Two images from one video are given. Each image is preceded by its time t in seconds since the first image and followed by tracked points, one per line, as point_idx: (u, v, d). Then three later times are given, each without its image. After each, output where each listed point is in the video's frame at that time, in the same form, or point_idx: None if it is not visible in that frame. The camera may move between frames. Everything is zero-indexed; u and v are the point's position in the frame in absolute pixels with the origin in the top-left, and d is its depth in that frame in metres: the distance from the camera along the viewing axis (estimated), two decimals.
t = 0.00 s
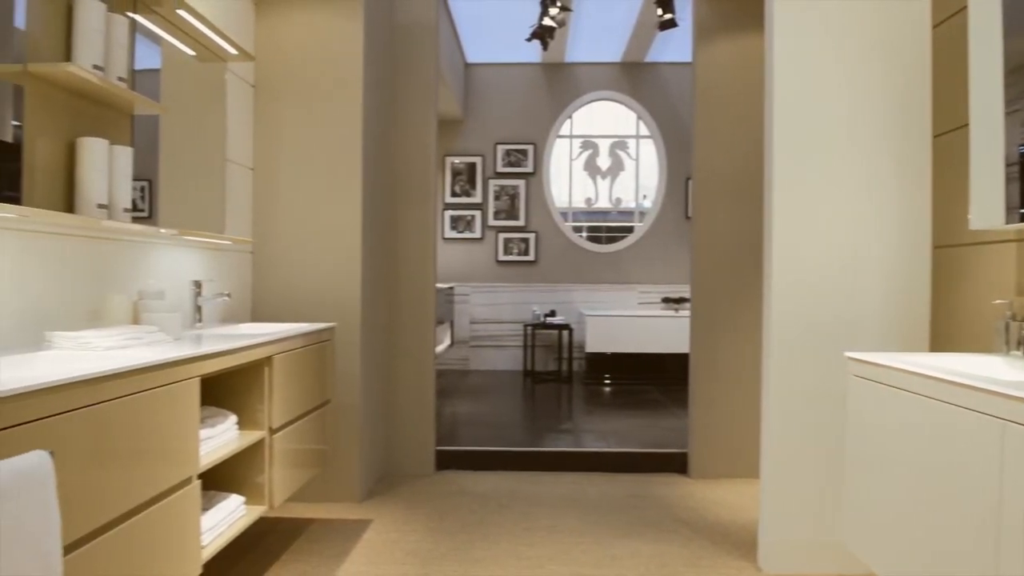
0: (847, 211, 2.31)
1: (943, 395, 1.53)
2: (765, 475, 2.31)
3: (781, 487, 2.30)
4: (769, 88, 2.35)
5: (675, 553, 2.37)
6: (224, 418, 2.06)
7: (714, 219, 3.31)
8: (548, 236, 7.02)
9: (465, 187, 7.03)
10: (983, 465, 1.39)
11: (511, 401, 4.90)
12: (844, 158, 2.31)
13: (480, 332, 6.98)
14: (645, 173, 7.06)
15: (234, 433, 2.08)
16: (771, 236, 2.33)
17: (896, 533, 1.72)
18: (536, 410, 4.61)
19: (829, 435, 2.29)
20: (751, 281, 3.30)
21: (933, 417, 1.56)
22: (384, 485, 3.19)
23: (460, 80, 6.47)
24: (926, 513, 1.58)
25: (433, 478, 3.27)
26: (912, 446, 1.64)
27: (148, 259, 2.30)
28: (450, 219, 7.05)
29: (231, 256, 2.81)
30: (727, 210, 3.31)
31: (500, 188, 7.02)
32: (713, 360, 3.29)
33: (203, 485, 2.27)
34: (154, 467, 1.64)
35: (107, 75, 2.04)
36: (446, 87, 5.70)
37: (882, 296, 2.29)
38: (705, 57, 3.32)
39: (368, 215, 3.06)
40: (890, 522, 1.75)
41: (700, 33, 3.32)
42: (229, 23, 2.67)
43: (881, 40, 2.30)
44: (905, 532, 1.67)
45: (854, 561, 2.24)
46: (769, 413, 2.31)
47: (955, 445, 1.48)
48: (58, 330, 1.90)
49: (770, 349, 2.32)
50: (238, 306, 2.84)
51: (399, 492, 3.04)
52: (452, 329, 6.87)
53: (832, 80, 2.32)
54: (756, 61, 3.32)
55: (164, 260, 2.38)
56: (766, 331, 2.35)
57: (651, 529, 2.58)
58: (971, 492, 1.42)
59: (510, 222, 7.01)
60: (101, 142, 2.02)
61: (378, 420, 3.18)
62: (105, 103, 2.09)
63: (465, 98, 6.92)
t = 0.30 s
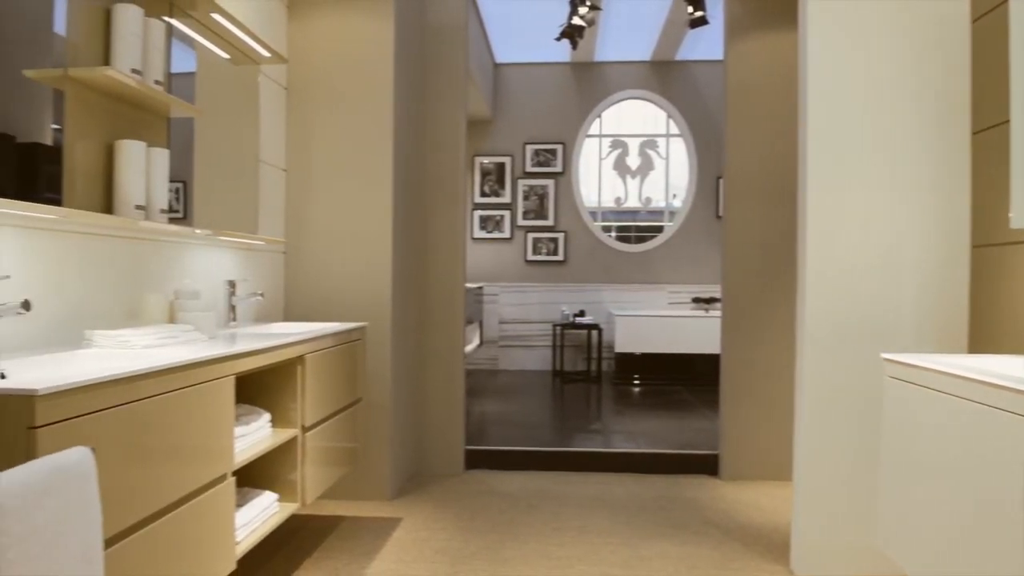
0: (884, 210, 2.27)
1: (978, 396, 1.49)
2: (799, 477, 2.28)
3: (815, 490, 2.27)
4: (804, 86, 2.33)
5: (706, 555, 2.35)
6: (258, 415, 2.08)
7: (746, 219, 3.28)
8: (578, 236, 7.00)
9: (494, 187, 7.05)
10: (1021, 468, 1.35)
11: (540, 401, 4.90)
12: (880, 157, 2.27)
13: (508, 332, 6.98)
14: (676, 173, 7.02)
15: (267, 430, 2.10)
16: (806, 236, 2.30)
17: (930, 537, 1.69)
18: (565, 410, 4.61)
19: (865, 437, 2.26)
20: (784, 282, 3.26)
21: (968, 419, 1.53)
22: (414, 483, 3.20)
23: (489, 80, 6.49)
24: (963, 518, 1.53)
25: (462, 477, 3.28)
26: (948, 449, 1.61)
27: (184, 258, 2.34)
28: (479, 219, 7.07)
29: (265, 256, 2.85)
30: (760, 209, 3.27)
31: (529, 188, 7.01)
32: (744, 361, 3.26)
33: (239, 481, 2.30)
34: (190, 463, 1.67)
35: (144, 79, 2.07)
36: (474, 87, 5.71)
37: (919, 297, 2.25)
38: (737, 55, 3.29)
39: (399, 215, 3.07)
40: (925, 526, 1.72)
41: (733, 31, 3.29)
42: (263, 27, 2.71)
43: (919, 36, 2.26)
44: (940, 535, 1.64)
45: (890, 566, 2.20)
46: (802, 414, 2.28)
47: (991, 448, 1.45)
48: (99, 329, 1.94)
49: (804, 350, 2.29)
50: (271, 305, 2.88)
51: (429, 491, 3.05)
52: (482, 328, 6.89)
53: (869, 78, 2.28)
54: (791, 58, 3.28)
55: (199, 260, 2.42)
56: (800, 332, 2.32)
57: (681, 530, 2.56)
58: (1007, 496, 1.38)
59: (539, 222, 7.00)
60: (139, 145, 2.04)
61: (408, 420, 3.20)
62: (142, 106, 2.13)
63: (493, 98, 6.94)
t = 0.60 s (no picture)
0: (923, 209, 2.22)
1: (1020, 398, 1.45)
2: (835, 480, 2.25)
3: (852, 493, 2.23)
4: (839, 84, 2.29)
5: (738, 557, 2.33)
6: (292, 413, 2.11)
7: (781, 218, 3.23)
8: (609, 236, 6.97)
9: (524, 186, 7.05)
10: None
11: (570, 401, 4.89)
12: (918, 156, 2.23)
13: (539, 332, 6.98)
14: (708, 171, 6.98)
15: (301, 428, 2.13)
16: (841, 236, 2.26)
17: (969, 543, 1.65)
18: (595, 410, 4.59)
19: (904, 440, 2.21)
20: (819, 282, 3.21)
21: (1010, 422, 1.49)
22: (445, 482, 3.22)
23: (519, 80, 6.49)
24: (1002, 522, 1.50)
25: (492, 476, 3.29)
26: (987, 452, 1.57)
27: (220, 258, 2.38)
28: (509, 219, 7.08)
29: (299, 256, 2.88)
30: (795, 208, 3.23)
31: (560, 187, 7.00)
32: (777, 362, 3.22)
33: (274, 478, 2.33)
34: (226, 460, 1.69)
35: (182, 81, 2.11)
36: (506, 88, 5.72)
37: (960, 297, 2.20)
38: (771, 53, 3.25)
39: (431, 215, 3.09)
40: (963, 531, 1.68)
41: (767, 28, 3.25)
42: (297, 30, 2.74)
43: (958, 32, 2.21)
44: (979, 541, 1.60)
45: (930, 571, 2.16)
46: (839, 416, 2.25)
47: None
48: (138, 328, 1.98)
49: (840, 351, 2.25)
50: (305, 305, 2.92)
51: (459, 490, 3.07)
52: (511, 328, 6.89)
53: (907, 75, 2.24)
54: (827, 55, 3.23)
55: (235, 260, 2.46)
56: (835, 332, 2.29)
57: (713, 532, 2.54)
58: None
59: (570, 221, 6.99)
60: (177, 146, 2.08)
61: (440, 419, 3.21)
62: (180, 108, 2.16)
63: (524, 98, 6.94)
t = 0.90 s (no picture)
0: (963, 208, 2.17)
1: None
2: (871, 484, 2.21)
3: (888, 496, 2.20)
4: (877, 81, 2.25)
5: (771, 560, 2.30)
6: (325, 411, 2.13)
7: (815, 217, 3.19)
8: (639, 236, 6.94)
9: (554, 186, 7.04)
10: None
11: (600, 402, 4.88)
12: (958, 153, 2.18)
13: (568, 331, 6.98)
14: (739, 170, 6.90)
15: (333, 427, 2.14)
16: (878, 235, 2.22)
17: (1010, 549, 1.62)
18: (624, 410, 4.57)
19: (943, 443, 2.17)
20: (853, 282, 3.16)
21: None
22: (475, 481, 3.23)
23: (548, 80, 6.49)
24: None
25: (521, 476, 3.29)
26: None
27: (253, 258, 2.41)
28: (538, 219, 7.08)
29: (331, 256, 2.91)
30: (829, 207, 3.18)
31: (589, 187, 6.98)
32: (810, 364, 3.18)
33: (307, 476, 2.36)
34: (261, 458, 1.71)
35: (217, 84, 2.14)
36: (535, 88, 5.72)
37: (1000, 298, 2.14)
38: (804, 49, 3.21)
39: (461, 215, 3.10)
40: (1003, 537, 1.65)
41: (801, 25, 3.21)
42: (329, 32, 2.77)
43: (1001, 27, 2.16)
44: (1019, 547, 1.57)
45: None
46: (874, 419, 2.21)
47: None
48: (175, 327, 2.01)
49: (877, 353, 2.21)
50: (337, 305, 2.95)
51: (489, 489, 3.08)
52: (540, 328, 6.89)
53: (947, 71, 2.19)
54: (862, 52, 3.18)
55: (269, 261, 2.49)
56: (872, 333, 2.25)
57: (745, 535, 2.51)
58: None
59: (599, 221, 6.96)
60: (212, 148, 2.11)
61: (470, 418, 3.23)
62: (216, 111, 2.19)
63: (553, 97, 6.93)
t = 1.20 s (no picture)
0: (1002, 206, 2.12)
1: None
2: (907, 488, 2.17)
3: (924, 500, 2.16)
4: (913, 78, 2.21)
5: (803, 564, 2.27)
6: (356, 410, 2.14)
7: (848, 216, 3.14)
8: (668, 235, 6.89)
9: (582, 186, 7.03)
10: None
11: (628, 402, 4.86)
12: (997, 150, 2.13)
13: (596, 332, 6.97)
14: (770, 169, 6.83)
15: (364, 425, 2.16)
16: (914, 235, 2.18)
17: None
18: (652, 411, 4.55)
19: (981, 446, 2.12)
20: (888, 282, 3.10)
21: None
22: (504, 480, 3.23)
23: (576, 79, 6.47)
24: None
25: (549, 476, 3.29)
26: None
27: (285, 259, 2.44)
28: (567, 219, 7.07)
29: (361, 256, 2.94)
30: (862, 206, 3.13)
31: (617, 186, 6.95)
32: (842, 365, 3.13)
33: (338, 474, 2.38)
34: (293, 456, 1.73)
35: (250, 86, 2.17)
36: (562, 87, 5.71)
37: None
38: (837, 46, 3.17)
39: (490, 215, 3.11)
40: None
41: (834, 21, 3.16)
42: (359, 33, 2.80)
43: None
44: None
45: None
46: (910, 421, 2.17)
47: None
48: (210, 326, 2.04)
49: (913, 354, 2.17)
50: (367, 305, 2.98)
51: (518, 489, 3.08)
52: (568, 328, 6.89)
53: (986, 66, 2.14)
54: (897, 48, 3.12)
55: (300, 260, 2.52)
56: (908, 334, 2.21)
57: (777, 538, 2.49)
58: None
59: (628, 220, 6.92)
60: (246, 150, 2.13)
61: (499, 418, 3.23)
62: (248, 113, 2.22)
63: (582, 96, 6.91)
